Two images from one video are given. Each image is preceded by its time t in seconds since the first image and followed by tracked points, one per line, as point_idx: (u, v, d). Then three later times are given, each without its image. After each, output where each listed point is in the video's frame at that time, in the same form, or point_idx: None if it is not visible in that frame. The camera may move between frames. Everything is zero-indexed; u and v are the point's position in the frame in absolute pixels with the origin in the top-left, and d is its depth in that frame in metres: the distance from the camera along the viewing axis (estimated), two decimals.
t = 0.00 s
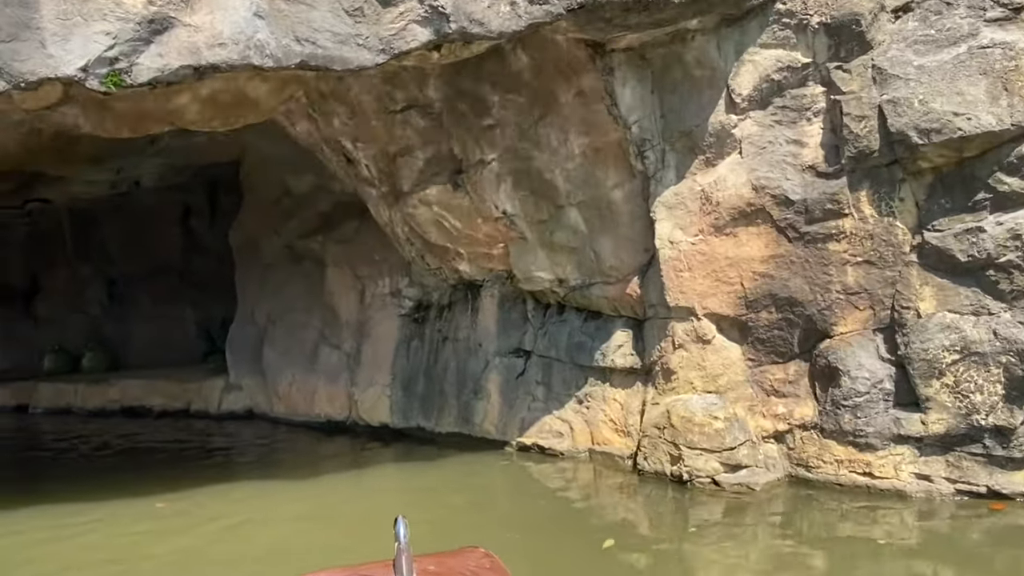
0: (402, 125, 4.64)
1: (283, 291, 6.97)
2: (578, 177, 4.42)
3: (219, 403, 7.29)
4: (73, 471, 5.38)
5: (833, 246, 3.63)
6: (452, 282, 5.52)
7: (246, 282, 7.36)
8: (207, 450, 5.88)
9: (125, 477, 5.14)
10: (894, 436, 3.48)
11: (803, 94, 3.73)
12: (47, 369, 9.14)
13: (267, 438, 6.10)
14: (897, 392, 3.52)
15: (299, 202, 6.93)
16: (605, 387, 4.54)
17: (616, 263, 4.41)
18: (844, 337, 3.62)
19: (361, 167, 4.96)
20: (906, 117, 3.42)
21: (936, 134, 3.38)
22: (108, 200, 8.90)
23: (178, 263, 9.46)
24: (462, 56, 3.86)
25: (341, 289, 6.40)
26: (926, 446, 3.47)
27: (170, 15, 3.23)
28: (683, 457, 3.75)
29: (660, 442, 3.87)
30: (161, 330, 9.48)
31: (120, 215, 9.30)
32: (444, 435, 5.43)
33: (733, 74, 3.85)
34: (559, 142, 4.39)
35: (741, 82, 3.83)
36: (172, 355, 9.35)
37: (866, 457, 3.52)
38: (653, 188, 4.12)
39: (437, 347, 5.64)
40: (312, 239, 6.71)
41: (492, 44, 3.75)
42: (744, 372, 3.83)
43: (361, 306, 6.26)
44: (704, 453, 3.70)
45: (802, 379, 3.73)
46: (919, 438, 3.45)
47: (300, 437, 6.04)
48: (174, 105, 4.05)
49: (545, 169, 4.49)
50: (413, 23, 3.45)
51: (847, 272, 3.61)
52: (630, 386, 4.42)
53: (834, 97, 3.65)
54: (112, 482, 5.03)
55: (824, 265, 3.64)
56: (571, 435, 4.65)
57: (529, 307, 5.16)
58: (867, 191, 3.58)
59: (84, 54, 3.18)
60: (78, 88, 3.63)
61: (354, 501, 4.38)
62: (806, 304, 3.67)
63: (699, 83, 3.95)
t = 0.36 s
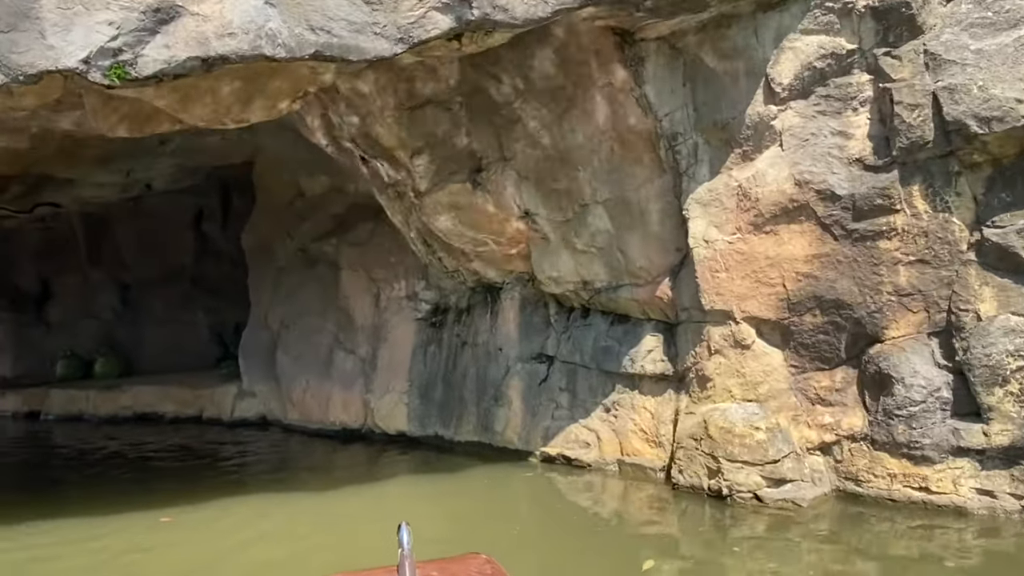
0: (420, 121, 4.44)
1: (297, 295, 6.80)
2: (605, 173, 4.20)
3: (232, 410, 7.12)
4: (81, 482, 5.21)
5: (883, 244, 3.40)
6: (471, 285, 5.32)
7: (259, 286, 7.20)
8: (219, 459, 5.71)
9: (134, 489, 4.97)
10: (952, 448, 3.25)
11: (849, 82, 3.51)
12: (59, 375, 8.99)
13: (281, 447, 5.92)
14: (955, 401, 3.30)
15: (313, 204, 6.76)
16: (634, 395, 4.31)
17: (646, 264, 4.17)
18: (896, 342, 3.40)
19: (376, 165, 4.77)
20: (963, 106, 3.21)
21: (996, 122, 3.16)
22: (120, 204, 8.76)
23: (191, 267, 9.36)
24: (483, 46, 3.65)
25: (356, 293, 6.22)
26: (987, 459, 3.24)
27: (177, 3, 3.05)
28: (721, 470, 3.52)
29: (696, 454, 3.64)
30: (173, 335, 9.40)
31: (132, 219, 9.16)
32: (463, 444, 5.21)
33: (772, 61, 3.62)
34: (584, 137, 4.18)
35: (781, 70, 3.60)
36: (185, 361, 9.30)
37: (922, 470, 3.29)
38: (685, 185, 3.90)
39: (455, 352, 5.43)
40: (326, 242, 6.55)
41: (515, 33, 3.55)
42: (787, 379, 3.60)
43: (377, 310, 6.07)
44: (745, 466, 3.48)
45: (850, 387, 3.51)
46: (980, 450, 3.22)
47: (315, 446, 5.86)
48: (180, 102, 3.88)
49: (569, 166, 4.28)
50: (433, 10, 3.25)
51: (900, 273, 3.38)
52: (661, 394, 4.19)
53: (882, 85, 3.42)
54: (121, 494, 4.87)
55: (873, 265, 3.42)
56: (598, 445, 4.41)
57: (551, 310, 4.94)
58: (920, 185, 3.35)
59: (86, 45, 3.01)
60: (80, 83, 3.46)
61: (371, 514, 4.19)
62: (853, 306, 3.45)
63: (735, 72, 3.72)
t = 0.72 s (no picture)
0: (433, 113, 4.23)
1: (306, 297, 6.61)
2: (629, 165, 3.97)
3: (239, 415, 6.92)
4: (82, 491, 5.01)
5: (933, 238, 3.17)
6: (486, 285, 5.09)
7: (268, 288, 7.02)
8: (225, 466, 5.50)
9: (137, 497, 4.78)
10: (1013, 458, 3.02)
11: (894, 64, 3.29)
12: (66, 379, 8.84)
13: (289, 454, 5.71)
14: (1014, 407, 3.07)
15: (322, 203, 6.56)
16: (660, 401, 4.07)
17: (672, 262, 3.94)
18: (948, 344, 3.15)
19: (388, 160, 4.56)
20: None
21: None
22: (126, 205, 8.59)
23: (199, 269, 9.20)
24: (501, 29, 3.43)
25: (366, 294, 6.02)
26: None
27: None
28: (759, 482, 3.28)
29: (731, 464, 3.39)
30: (181, 338, 9.25)
31: (139, 220, 9.00)
32: (478, 451, 4.98)
33: (810, 44, 3.39)
34: (607, 128, 3.94)
35: (820, 53, 3.37)
36: (193, 365, 9.16)
37: (981, 482, 3.05)
38: (716, 177, 3.67)
39: (469, 355, 5.21)
40: (335, 241, 6.36)
41: (535, 14, 3.33)
42: (828, 383, 3.35)
43: (388, 312, 5.87)
44: (786, 476, 3.24)
45: (897, 392, 3.27)
46: None
47: (324, 452, 5.65)
48: (183, 91, 3.70)
49: (591, 158, 4.05)
50: None
51: (953, 269, 3.15)
52: (689, 399, 3.95)
53: (931, 67, 3.19)
54: (123, 502, 4.68)
55: (922, 261, 3.19)
56: (622, 453, 4.17)
57: (570, 311, 4.71)
58: (975, 173, 3.13)
59: (79, 28, 2.84)
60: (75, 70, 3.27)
61: (383, 525, 3.97)
62: (900, 305, 3.22)
63: (769, 56, 3.49)
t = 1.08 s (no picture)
0: (448, 105, 4.03)
1: (314, 299, 6.40)
2: (657, 158, 3.74)
3: (245, 421, 6.71)
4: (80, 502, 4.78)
5: (994, 233, 2.94)
6: (502, 285, 4.87)
7: (274, 290, 6.82)
8: (230, 474, 5.28)
9: (137, 507, 4.57)
10: None
11: (948, 46, 3.05)
12: (69, 383, 8.66)
13: (295, 461, 5.49)
14: None
15: (329, 202, 6.35)
16: (690, 408, 3.83)
17: (702, 261, 3.71)
18: (1011, 348, 2.90)
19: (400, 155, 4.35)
20: None
21: None
22: (130, 206, 8.39)
23: (204, 271, 9.01)
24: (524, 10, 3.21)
25: (376, 295, 5.80)
26: None
27: None
28: (803, 497, 3.05)
29: (772, 478, 3.15)
30: (188, 341, 9.11)
31: (144, 222, 8.82)
32: (495, 460, 4.75)
33: (856, 26, 3.16)
34: (633, 118, 3.71)
35: (867, 34, 3.14)
36: (198, 369, 8.98)
37: None
38: (752, 169, 3.43)
39: (485, 359, 4.99)
40: (344, 242, 6.15)
41: None
42: (876, 390, 3.12)
43: (398, 314, 5.64)
44: (833, 492, 3.00)
45: (953, 400, 3.02)
46: None
47: (333, 461, 5.43)
48: (184, 77, 3.48)
49: (616, 150, 3.81)
50: None
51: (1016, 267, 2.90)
52: (721, 407, 3.71)
53: (990, 48, 2.96)
54: (123, 513, 4.47)
55: (982, 258, 2.95)
56: (649, 464, 3.93)
57: (591, 312, 4.48)
58: None
59: (70, 7, 2.65)
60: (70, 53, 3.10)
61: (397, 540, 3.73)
62: (957, 306, 2.98)
63: (811, 39, 3.26)
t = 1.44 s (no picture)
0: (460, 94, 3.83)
1: (318, 299, 6.20)
2: (683, 149, 3.53)
3: (247, 425, 6.51)
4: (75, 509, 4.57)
5: None
6: (514, 284, 4.65)
7: (278, 289, 6.62)
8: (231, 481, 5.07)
9: (134, 516, 4.36)
10: None
11: (1001, 27, 2.84)
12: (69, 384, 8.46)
13: (300, 467, 5.29)
14: None
15: (334, 199, 6.14)
16: (716, 415, 3.61)
17: (731, 258, 3.49)
18: None
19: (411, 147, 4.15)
20: None
21: None
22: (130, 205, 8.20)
23: (205, 271, 8.80)
24: None
25: (382, 295, 5.59)
26: None
27: None
28: (845, 512, 2.86)
29: (810, 492, 2.94)
30: (190, 341, 8.95)
31: (145, 221, 8.62)
32: (508, 468, 4.53)
33: (900, 6, 2.95)
34: (659, 107, 3.50)
35: (912, 15, 2.93)
36: (200, 370, 8.79)
37: None
38: (786, 161, 3.22)
39: (496, 361, 4.77)
40: (349, 240, 5.95)
41: None
42: (923, 397, 2.91)
43: (405, 315, 5.43)
44: (878, 507, 2.81)
45: (1006, 407, 2.84)
46: None
47: (338, 467, 5.23)
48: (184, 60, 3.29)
49: (639, 141, 3.61)
50: None
51: None
52: (751, 414, 3.49)
53: None
54: (119, 523, 4.26)
55: None
56: (673, 473, 3.72)
57: (608, 313, 4.24)
58: None
59: None
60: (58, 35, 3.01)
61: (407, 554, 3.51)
62: (1012, 306, 2.78)
63: (851, 21, 3.05)
